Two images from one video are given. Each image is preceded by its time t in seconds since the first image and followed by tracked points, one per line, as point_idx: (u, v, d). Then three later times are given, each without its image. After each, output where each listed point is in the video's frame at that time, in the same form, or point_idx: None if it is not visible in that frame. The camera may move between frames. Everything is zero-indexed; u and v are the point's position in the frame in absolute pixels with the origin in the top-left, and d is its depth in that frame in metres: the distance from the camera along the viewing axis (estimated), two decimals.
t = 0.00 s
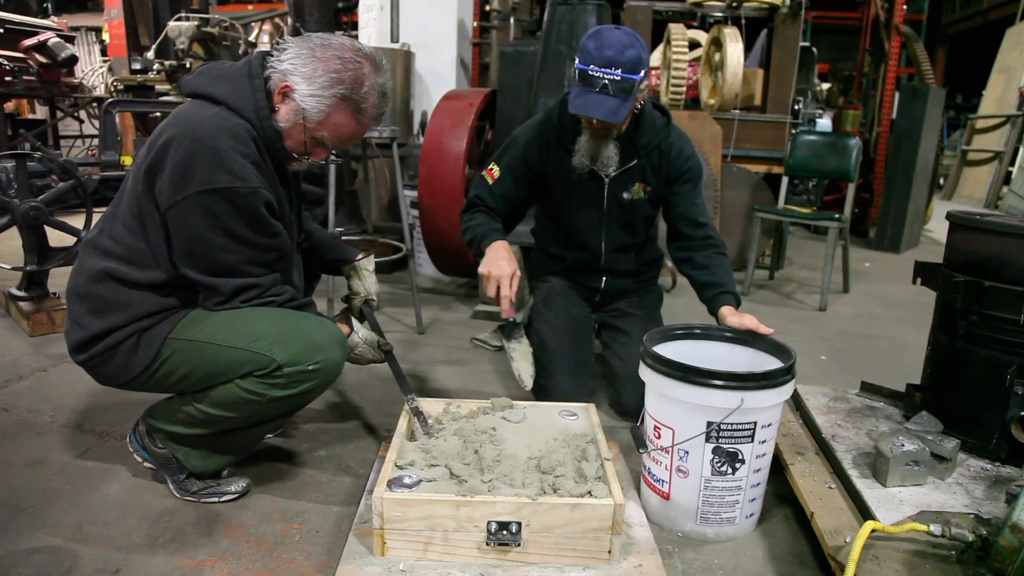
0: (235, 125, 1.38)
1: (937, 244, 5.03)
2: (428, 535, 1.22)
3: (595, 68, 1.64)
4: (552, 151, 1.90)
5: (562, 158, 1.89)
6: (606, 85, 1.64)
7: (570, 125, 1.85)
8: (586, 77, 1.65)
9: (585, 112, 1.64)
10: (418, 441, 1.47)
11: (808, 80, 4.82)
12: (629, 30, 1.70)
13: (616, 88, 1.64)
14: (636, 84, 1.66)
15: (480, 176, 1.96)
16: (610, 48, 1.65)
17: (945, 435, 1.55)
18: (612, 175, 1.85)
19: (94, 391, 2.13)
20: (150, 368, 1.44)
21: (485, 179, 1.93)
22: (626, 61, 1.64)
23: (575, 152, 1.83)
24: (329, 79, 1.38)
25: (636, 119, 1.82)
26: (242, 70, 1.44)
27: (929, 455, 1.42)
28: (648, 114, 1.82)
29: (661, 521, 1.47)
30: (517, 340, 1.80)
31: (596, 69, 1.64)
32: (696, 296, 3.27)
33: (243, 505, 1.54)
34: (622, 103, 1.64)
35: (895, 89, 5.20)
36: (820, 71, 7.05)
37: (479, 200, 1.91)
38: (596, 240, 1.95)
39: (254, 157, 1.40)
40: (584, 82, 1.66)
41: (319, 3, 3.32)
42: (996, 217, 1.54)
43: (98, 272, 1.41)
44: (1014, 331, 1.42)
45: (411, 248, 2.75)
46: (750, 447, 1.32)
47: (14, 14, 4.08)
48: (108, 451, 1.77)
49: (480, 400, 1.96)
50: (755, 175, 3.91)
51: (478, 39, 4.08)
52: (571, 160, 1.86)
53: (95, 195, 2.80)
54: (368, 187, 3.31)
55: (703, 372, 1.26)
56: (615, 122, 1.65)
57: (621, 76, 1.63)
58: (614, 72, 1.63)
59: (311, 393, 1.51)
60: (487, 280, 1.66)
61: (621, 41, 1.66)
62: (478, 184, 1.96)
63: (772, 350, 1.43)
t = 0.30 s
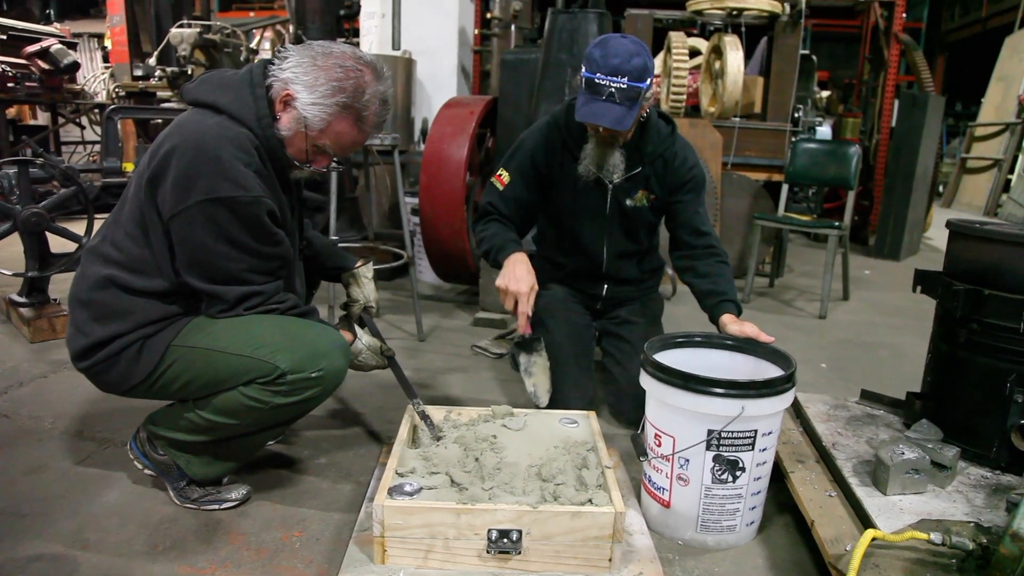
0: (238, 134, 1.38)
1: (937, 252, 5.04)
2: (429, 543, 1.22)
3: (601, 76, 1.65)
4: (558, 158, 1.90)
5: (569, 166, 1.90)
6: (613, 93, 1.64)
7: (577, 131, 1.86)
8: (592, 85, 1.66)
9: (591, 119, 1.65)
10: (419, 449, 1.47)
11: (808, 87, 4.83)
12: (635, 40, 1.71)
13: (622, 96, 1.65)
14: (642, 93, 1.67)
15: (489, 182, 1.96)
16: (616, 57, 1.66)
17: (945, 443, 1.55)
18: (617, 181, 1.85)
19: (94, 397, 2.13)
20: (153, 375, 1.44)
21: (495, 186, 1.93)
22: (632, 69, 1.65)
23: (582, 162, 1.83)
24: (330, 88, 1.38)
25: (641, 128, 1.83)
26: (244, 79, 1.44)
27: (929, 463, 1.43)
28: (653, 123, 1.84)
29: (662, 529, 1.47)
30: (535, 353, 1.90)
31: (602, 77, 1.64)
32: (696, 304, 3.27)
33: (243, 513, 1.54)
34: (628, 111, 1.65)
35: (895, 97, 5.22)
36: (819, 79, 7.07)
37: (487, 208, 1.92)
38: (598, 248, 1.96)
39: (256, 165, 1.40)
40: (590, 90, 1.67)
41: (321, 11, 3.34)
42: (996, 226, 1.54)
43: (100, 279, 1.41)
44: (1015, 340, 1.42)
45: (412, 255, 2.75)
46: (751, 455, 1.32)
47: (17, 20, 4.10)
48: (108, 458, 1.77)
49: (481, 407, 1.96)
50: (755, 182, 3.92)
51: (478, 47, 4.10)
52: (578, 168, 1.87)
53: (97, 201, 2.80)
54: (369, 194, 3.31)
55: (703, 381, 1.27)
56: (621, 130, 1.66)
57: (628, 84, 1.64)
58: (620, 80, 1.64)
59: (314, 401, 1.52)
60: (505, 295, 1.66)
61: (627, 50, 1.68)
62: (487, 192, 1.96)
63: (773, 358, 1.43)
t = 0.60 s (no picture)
0: (233, 141, 1.38)
1: (929, 252, 5.06)
2: (423, 544, 1.22)
3: (604, 77, 1.65)
4: (558, 159, 1.90)
5: (570, 166, 1.90)
6: (615, 95, 1.65)
7: (578, 131, 1.86)
8: (595, 86, 1.66)
9: (593, 120, 1.66)
10: (413, 450, 1.47)
11: (800, 89, 4.85)
12: (639, 42, 1.72)
13: (625, 98, 1.65)
14: (644, 95, 1.67)
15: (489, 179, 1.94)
16: (619, 59, 1.66)
17: (938, 442, 1.56)
18: (615, 182, 1.85)
19: (86, 400, 2.11)
20: (147, 378, 1.43)
21: (496, 183, 1.91)
22: (635, 71, 1.65)
23: (582, 161, 1.83)
24: (323, 92, 1.38)
25: (641, 129, 1.83)
26: (236, 84, 1.44)
27: (922, 462, 1.43)
28: (653, 127, 1.85)
29: (655, 530, 1.47)
30: (528, 361, 1.74)
31: (605, 79, 1.65)
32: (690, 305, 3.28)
33: (236, 515, 1.53)
34: (631, 113, 1.66)
35: (887, 98, 5.24)
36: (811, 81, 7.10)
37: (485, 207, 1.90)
38: (594, 249, 1.96)
39: (253, 172, 1.40)
40: (593, 91, 1.68)
41: (314, 12, 3.33)
42: (988, 226, 1.55)
43: (92, 284, 1.41)
44: (1007, 340, 1.43)
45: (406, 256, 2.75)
46: (744, 455, 1.32)
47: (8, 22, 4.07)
48: (100, 461, 1.76)
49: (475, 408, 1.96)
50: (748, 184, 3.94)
51: (472, 48, 4.10)
52: (578, 169, 1.87)
53: (89, 203, 2.79)
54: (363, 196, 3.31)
55: (696, 381, 1.27)
56: (623, 132, 1.66)
57: (630, 86, 1.64)
58: (622, 82, 1.64)
59: (310, 401, 1.51)
60: (505, 302, 1.65)
61: (631, 52, 1.68)
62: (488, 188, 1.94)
63: (766, 358, 1.44)
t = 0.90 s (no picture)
0: (230, 141, 1.38)
1: (926, 249, 5.07)
2: (421, 541, 1.22)
3: (607, 73, 1.65)
4: (558, 154, 1.90)
5: (572, 162, 1.89)
6: (618, 91, 1.64)
7: (580, 125, 1.85)
8: (599, 82, 1.66)
9: (595, 116, 1.66)
10: (411, 447, 1.47)
11: (798, 86, 4.86)
12: (643, 38, 1.70)
13: (628, 94, 1.64)
14: (648, 92, 1.66)
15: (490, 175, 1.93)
16: (623, 55, 1.65)
17: (935, 438, 1.56)
18: (615, 179, 1.84)
19: (83, 398, 2.11)
20: (144, 375, 1.43)
21: (496, 178, 1.90)
22: (638, 68, 1.64)
23: (582, 158, 1.82)
24: (317, 86, 1.38)
25: (643, 126, 1.83)
26: (231, 83, 1.43)
27: (919, 458, 1.43)
28: (654, 124, 1.84)
29: (654, 525, 1.47)
30: (529, 364, 1.71)
31: (608, 75, 1.64)
32: (688, 302, 3.28)
33: (234, 512, 1.53)
34: (633, 109, 1.65)
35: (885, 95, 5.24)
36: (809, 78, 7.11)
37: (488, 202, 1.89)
38: (593, 245, 1.95)
39: (250, 172, 1.40)
40: (596, 87, 1.67)
41: (311, 10, 3.31)
42: (986, 222, 1.55)
43: (88, 282, 1.40)
44: (1004, 335, 1.43)
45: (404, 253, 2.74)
46: (742, 451, 1.33)
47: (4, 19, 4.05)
48: (98, 459, 1.76)
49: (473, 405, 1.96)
50: (746, 181, 3.93)
51: (469, 45, 4.09)
52: (578, 166, 1.86)
53: (86, 201, 2.78)
54: (361, 193, 3.30)
55: (694, 377, 1.27)
56: (625, 128, 1.67)
57: (634, 82, 1.64)
58: (625, 78, 1.64)
59: (307, 396, 1.51)
60: (506, 306, 1.65)
61: (634, 48, 1.67)
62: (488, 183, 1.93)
63: (764, 355, 1.44)
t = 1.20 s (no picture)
0: (230, 147, 1.38)
1: (924, 247, 5.07)
2: (418, 539, 1.21)
3: (605, 59, 1.65)
4: (556, 149, 1.90)
5: (570, 156, 1.89)
6: (616, 76, 1.64)
7: (578, 118, 1.87)
8: (597, 67, 1.66)
9: (593, 99, 1.65)
10: (408, 445, 1.47)
11: (796, 84, 4.86)
12: (640, 28, 1.73)
13: (626, 79, 1.64)
14: (645, 79, 1.66)
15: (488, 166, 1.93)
16: (622, 42, 1.66)
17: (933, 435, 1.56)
18: (612, 171, 1.85)
19: (81, 396, 2.11)
20: (140, 373, 1.43)
21: (494, 170, 1.90)
22: (636, 55, 1.65)
23: (579, 149, 1.83)
24: (317, 87, 1.37)
25: (640, 120, 1.84)
26: (229, 85, 1.43)
27: (917, 455, 1.43)
28: (650, 118, 1.85)
29: (651, 523, 1.47)
30: (526, 371, 1.67)
31: (606, 60, 1.64)
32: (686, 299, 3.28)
33: (231, 511, 1.53)
34: (631, 95, 1.65)
35: (883, 93, 5.24)
36: (808, 76, 7.10)
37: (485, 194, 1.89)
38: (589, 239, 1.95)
39: (250, 177, 1.40)
40: (594, 72, 1.67)
41: (308, 7, 3.31)
42: (983, 219, 1.54)
43: (84, 281, 1.40)
44: (1001, 333, 1.43)
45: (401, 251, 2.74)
46: (739, 448, 1.32)
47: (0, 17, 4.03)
48: (95, 457, 1.76)
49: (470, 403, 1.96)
50: (744, 178, 3.93)
51: (467, 43, 4.08)
52: (576, 156, 1.86)
53: (82, 199, 2.77)
54: (358, 191, 3.30)
55: (692, 374, 1.26)
56: (623, 113, 1.65)
57: (631, 68, 1.63)
58: (623, 63, 1.63)
59: (303, 392, 1.51)
60: (498, 311, 1.64)
61: (632, 36, 1.68)
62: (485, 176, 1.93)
63: (761, 351, 1.43)
